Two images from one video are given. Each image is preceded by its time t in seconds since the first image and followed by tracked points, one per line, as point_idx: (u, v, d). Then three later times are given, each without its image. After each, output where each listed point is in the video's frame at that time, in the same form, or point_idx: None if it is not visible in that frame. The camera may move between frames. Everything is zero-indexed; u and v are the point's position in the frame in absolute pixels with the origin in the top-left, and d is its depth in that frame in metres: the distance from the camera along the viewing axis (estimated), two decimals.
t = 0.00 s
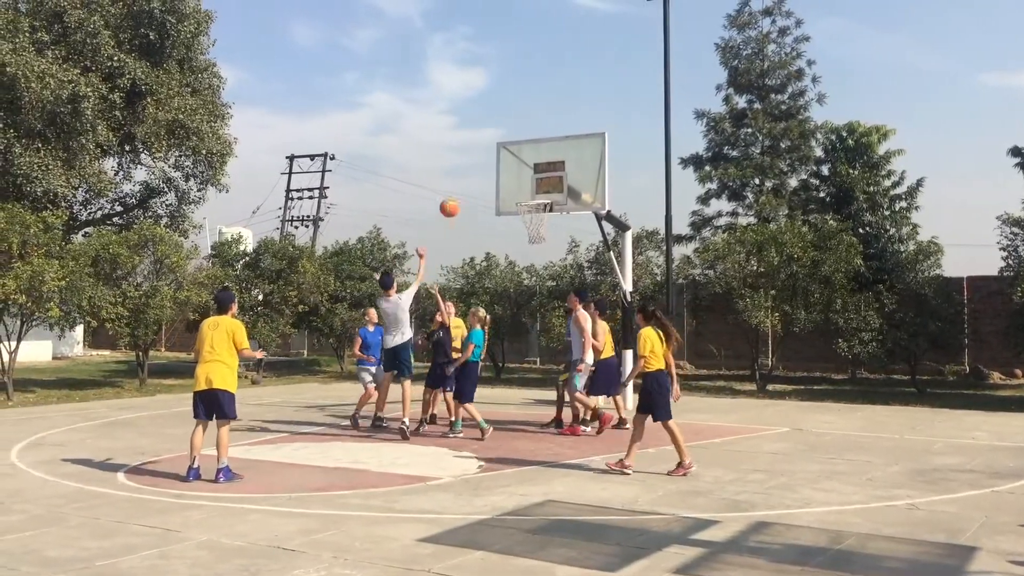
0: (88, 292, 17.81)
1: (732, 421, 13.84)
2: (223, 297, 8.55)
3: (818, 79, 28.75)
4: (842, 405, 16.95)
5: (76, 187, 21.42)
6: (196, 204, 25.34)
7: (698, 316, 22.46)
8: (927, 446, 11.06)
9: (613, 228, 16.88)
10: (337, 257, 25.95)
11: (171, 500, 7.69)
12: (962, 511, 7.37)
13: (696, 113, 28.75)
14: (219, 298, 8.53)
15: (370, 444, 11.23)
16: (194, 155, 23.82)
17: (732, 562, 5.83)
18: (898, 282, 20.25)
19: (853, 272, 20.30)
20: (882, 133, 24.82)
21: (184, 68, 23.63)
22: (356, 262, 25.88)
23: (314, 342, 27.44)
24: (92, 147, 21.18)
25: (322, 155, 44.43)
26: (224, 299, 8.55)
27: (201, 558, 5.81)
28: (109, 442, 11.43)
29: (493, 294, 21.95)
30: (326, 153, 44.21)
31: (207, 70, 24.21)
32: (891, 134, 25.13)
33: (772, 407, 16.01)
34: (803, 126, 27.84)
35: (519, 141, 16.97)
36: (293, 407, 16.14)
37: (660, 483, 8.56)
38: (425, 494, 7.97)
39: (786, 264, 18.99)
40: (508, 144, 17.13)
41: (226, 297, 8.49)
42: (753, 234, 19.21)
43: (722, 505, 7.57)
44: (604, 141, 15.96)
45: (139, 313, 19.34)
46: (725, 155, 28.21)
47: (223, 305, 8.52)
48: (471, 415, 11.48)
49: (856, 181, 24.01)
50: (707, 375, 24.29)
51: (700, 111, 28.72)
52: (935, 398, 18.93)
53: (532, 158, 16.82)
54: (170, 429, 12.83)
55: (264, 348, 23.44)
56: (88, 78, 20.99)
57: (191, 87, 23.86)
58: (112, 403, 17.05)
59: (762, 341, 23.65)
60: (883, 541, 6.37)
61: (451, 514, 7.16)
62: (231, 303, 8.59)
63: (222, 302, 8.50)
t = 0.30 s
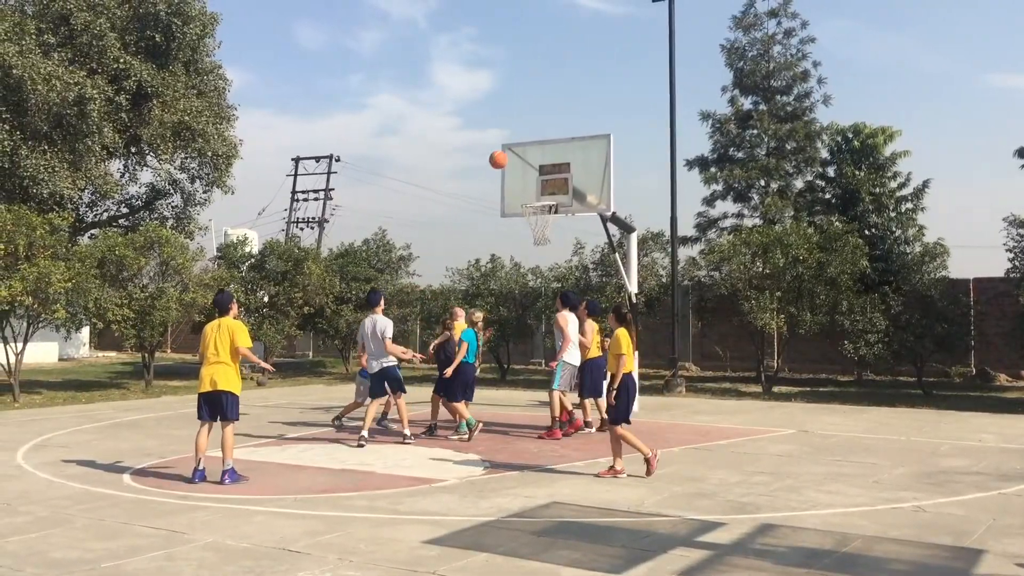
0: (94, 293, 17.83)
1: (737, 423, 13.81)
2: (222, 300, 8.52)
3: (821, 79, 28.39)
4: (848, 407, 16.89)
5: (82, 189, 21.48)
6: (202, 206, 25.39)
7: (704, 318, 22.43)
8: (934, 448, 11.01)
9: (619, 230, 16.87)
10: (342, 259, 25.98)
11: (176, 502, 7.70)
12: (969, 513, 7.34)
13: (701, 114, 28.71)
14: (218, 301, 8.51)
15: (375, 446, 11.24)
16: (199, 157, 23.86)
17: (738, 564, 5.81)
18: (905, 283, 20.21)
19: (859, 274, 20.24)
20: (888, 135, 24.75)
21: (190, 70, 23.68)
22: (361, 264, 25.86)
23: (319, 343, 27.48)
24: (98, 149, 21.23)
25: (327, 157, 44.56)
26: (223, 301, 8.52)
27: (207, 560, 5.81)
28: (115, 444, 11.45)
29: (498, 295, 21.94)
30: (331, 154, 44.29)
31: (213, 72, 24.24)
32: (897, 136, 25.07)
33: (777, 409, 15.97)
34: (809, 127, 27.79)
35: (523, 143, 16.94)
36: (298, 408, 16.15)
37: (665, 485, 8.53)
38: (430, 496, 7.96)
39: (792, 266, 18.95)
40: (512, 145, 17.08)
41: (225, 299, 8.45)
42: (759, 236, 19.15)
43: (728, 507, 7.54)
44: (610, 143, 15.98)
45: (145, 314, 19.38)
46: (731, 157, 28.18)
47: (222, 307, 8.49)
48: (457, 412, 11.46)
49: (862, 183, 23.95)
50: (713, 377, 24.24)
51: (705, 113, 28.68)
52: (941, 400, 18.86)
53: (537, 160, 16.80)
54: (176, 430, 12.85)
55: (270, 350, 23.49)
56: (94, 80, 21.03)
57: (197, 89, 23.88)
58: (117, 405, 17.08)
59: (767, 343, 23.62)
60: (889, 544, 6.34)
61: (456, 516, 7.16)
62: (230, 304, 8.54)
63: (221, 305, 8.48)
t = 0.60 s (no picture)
0: (99, 294, 17.89)
1: (742, 423, 13.80)
2: (221, 300, 8.52)
3: (827, 80, 28.56)
4: (853, 407, 16.86)
5: (87, 190, 21.55)
6: (207, 207, 25.44)
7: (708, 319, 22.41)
8: (939, 449, 10.99)
9: (623, 231, 16.88)
10: (346, 260, 26.01)
11: (182, 502, 7.71)
12: (974, 515, 7.32)
13: (706, 115, 28.68)
14: (216, 302, 8.51)
15: (380, 446, 11.24)
16: (204, 158, 23.92)
17: (742, 565, 5.80)
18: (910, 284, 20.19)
19: (864, 274, 20.21)
20: (893, 135, 24.71)
21: (195, 72, 23.72)
22: (365, 265, 25.89)
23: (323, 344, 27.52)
24: (104, 150, 21.29)
25: (332, 159, 44.70)
26: (223, 301, 8.53)
27: (211, 560, 5.82)
28: (121, 444, 11.48)
29: (502, 297, 21.97)
30: (336, 156, 44.32)
31: (218, 74, 24.29)
32: (902, 136, 25.02)
33: (781, 410, 15.94)
34: (814, 128, 27.77)
35: (528, 145, 16.95)
36: (302, 409, 16.17)
37: (670, 486, 8.52)
38: (435, 497, 7.96)
39: (796, 267, 18.94)
40: (517, 146, 17.11)
41: (223, 300, 8.46)
42: (764, 237, 19.11)
43: (733, 508, 7.53)
44: (614, 144, 15.89)
45: (150, 315, 19.41)
46: (735, 158, 28.16)
47: (220, 307, 8.49)
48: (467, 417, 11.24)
49: (867, 184, 23.92)
50: (718, 377, 24.22)
51: (710, 114, 28.66)
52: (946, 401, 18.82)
53: (542, 161, 16.82)
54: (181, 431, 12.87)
55: (274, 351, 23.55)
56: (99, 82, 21.09)
57: (203, 90, 23.89)
58: (123, 406, 17.10)
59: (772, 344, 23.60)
60: (893, 545, 6.33)
61: (461, 516, 7.15)
62: (228, 304, 8.54)
63: (219, 306, 8.49)
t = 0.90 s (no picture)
0: (103, 295, 17.91)
1: (746, 424, 13.77)
2: (221, 300, 8.54)
3: (831, 81, 28.54)
4: (858, 408, 16.81)
5: (92, 191, 21.60)
6: (211, 207, 25.48)
7: (712, 320, 22.40)
8: (943, 450, 10.96)
9: (627, 231, 16.87)
10: (351, 261, 26.01)
11: (186, 502, 7.73)
12: (979, 515, 7.31)
13: (710, 115, 28.66)
14: (217, 302, 8.53)
15: (383, 447, 11.25)
16: (208, 159, 23.95)
17: (746, 566, 5.80)
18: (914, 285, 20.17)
19: (868, 276, 20.18)
20: (897, 135, 24.65)
21: (199, 73, 23.77)
22: (369, 266, 25.90)
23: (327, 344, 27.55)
24: (108, 151, 21.32)
25: (337, 160, 44.79)
26: (224, 302, 8.54)
27: (215, 561, 5.82)
28: (126, 444, 11.51)
29: (506, 298, 22.02)
30: (340, 157, 44.39)
31: (222, 74, 24.32)
32: (906, 136, 24.96)
33: (786, 410, 15.92)
34: (817, 128, 27.74)
35: (532, 145, 16.96)
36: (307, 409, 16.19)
37: (674, 487, 8.51)
38: (439, 497, 7.97)
39: (800, 268, 18.92)
40: (521, 147, 17.12)
41: (223, 300, 8.48)
42: (768, 238, 19.09)
43: (736, 509, 7.52)
44: (618, 145, 15.92)
45: (154, 316, 19.43)
46: (739, 158, 28.14)
47: (221, 307, 8.51)
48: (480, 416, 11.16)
49: (871, 185, 23.88)
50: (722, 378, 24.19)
51: (714, 114, 28.62)
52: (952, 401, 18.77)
53: (546, 161, 16.82)
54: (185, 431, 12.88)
55: (278, 351, 23.57)
56: (104, 82, 21.13)
57: (207, 91, 23.91)
58: (127, 407, 17.10)
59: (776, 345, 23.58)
60: (898, 546, 6.31)
61: (464, 517, 7.15)
62: (229, 305, 8.55)
63: (220, 306, 8.52)
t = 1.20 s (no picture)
0: (107, 295, 17.92)
1: (750, 425, 13.74)
2: (222, 301, 8.55)
3: (834, 81, 28.51)
4: (862, 409, 16.76)
5: (95, 192, 21.63)
6: (215, 208, 25.51)
7: (716, 320, 22.40)
8: (947, 451, 10.94)
9: (631, 232, 16.84)
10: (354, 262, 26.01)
11: (189, 502, 7.73)
12: (983, 516, 7.29)
13: (713, 116, 28.63)
14: (217, 302, 8.53)
15: (386, 447, 11.25)
16: (212, 160, 23.97)
17: (749, 567, 5.79)
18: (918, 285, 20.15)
19: (872, 276, 20.14)
20: (901, 135, 24.59)
21: (203, 73, 23.81)
22: (372, 266, 25.90)
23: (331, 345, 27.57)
24: (112, 151, 21.37)
25: (340, 160, 44.89)
26: (226, 301, 8.54)
27: (217, 560, 5.83)
28: (129, 445, 11.51)
29: (509, 298, 22.08)
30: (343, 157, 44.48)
31: (226, 75, 24.36)
32: (910, 136, 24.91)
33: (789, 411, 15.88)
34: (821, 129, 27.71)
35: (535, 145, 16.95)
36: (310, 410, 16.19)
37: (676, 487, 8.50)
38: (441, 498, 7.96)
39: (803, 268, 18.90)
40: (524, 147, 17.11)
41: (224, 300, 8.49)
42: (771, 238, 19.10)
43: (739, 510, 7.51)
44: (621, 145, 15.94)
45: (158, 317, 19.44)
46: (742, 159, 28.11)
47: (222, 308, 8.51)
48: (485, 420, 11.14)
49: (875, 185, 23.85)
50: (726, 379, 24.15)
51: (717, 114, 28.59)
52: (956, 402, 18.72)
53: (549, 161, 16.80)
54: (187, 432, 12.87)
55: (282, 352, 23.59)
56: (108, 83, 21.17)
57: (210, 92, 23.94)
58: (131, 407, 17.11)
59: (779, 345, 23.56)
60: (902, 547, 6.30)
61: (467, 518, 7.15)
62: (230, 304, 8.55)
63: (221, 306, 8.52)
